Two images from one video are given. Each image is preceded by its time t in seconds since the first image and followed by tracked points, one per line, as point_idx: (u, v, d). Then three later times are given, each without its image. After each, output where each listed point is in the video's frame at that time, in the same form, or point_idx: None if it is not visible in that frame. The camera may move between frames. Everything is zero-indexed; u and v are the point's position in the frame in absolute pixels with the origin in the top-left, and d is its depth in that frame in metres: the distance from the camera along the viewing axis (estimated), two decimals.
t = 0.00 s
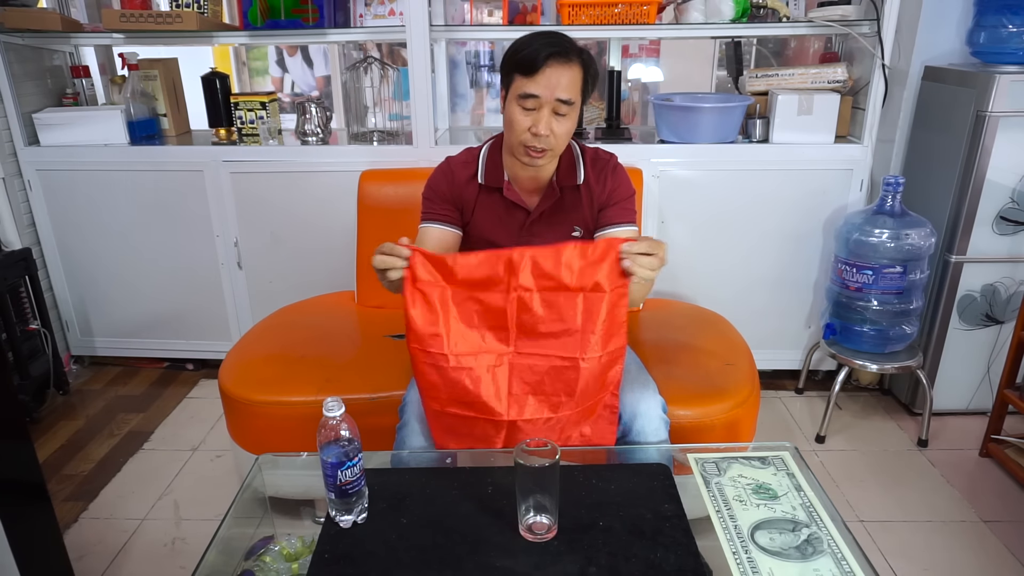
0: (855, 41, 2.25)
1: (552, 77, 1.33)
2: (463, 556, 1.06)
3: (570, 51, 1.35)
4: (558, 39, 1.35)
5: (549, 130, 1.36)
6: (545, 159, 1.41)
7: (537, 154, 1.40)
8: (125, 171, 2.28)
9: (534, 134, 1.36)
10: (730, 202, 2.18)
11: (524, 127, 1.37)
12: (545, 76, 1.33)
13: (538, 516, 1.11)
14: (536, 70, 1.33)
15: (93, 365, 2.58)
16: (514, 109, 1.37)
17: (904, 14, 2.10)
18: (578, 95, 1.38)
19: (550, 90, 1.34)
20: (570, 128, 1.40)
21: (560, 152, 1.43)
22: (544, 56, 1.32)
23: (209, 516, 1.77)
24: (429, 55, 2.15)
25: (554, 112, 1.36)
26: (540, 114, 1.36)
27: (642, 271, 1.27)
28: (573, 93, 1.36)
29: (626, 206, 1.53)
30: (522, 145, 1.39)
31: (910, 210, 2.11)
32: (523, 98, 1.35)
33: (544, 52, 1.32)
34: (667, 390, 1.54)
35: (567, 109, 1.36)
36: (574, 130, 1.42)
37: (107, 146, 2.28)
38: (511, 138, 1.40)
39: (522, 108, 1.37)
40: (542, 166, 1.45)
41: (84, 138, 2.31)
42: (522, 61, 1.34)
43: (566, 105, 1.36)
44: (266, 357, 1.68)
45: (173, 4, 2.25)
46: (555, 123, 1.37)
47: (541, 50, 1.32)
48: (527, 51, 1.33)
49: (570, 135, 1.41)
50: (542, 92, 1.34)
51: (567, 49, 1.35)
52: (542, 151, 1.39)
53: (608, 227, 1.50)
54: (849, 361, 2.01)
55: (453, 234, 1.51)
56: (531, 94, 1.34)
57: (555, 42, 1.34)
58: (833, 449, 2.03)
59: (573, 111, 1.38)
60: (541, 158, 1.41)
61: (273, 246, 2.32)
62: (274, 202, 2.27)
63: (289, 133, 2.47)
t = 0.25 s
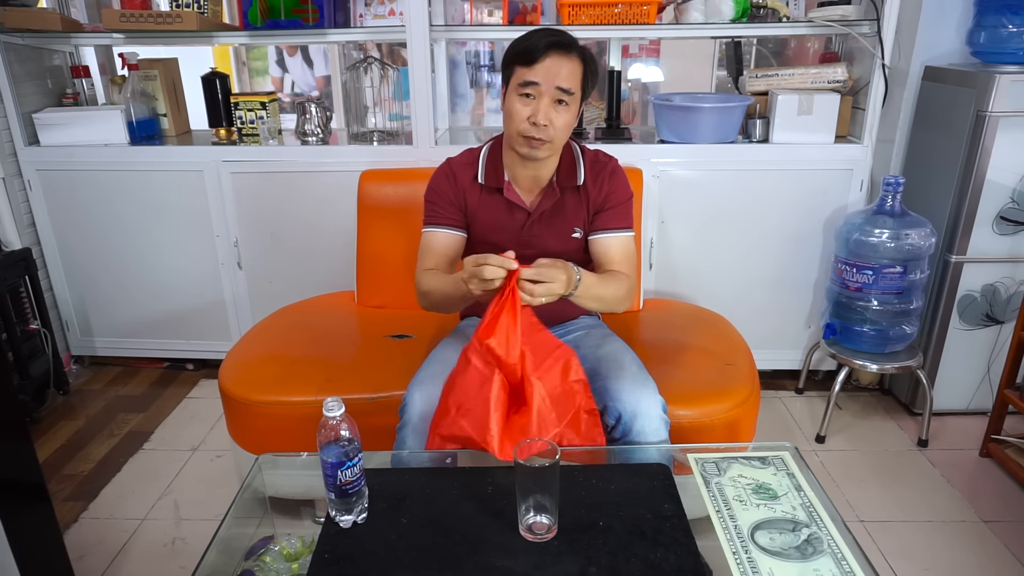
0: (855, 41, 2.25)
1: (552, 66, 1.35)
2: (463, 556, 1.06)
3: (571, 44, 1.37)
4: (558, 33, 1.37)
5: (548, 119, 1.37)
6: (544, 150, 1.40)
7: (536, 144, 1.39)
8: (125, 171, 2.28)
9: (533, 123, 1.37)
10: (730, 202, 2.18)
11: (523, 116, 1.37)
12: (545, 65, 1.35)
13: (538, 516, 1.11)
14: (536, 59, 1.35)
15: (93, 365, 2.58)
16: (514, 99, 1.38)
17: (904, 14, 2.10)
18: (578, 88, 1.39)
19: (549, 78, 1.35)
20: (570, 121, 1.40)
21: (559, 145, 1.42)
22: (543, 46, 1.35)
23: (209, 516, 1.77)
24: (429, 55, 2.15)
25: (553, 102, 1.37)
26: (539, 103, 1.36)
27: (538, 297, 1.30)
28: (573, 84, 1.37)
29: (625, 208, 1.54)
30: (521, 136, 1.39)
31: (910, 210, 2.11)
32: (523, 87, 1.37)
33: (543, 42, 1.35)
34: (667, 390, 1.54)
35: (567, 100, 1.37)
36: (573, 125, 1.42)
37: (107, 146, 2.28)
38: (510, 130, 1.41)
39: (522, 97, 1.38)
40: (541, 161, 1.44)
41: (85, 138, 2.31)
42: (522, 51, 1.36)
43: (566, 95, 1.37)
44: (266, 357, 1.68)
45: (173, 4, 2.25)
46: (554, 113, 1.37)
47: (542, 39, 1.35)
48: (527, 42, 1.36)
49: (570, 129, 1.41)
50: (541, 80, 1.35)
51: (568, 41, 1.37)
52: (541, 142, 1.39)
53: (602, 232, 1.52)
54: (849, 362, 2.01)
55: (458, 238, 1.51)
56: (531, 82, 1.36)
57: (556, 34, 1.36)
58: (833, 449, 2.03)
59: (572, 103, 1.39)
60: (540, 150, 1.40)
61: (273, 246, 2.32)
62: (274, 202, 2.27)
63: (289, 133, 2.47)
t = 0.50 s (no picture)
0: (855, 41, 2.25)
1: (554, 66, 1.35)
2: (463, 556, 1.05)
3: (573, 44, 1.37)
4: (560, 33, 1.37)
5: (548, 119, 1.36)
6: (544, 150, 1.40)
7: (536, 144, 1.39)
8: (125, 171, 2.28)
9: (533, 122, 1.36)
10: (730, 202, 2.18)
11: (524, 116, 1.37)
12: (547, 64, 1.35)
13: (538, 516, 1.11)
14: (537, 59, 1.35)
15: (93, 365, 2.58)
16: (514, 98, 1.38)
17: (904, 14, 2.10)
18: (579, 88, 1.39)
19: (551, 77, 1.35)
20: (570, 121, 1.40)
21: (559, 145, 1.42)
22: (545, 45, 1.35)
23: (209, 516, 1.77)
24: (429, 55, 2.15)
25: (554, 102, 1.37)
26: (540, 102, 1.36)
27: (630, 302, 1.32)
28: (574, 84, 1.37)
29: (626, 209, 1.54)
30: (521, 135, 1.39)
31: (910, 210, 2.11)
32: (524, 86, 1.37)
33: (545, 42, 1.35)
34: (667, 390, 1.54)
35: (568, 100, 1.37)
36: (574, 125, 1.42)
37: (107, 146, 2.28)
38: (510, 130, 1.40)
39: (523, 97, 1.37)
40: (541, 161, 1.44)
41: (85, 138, 2.30)
42: (524, 51, 1.36)
43: (567, 95, 1.37)
44: (266, 357, 1.68)
45: (173, 4, 2.25)
46: (555, 113, 1.37)
47: (544, 39, 1.35)
48: (529, 42, 1.36)
49: (570, 130, 1.41)
50: (543, 79, 1.35)
51: (570, 41, 1.37)
52: (541, 141, 1.39)
53: (607, 235, 1.53)
54: (849, 362, 2.01)
55: (453, 237, 1.52)
56: (533, 82, 1.36)
57: (558, 34, 1.36)
58: (833, 449, 2.03)
59: (573, 103, 1.39)
60: (540, 150, 1.40)
61: (272, 246, 2.32)
62: (274, 202, 2.27)
63: (289, 133, 2.47)
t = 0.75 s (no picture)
0: (855, 41, 2.25)
1: (558, 66, 1.35)
2: (462, 556, 1.05)
3: (578, 46, 1.37)
4: (564, 33, 1.37)
5: (551, 120, 1.36)
6: (547, 150, 1.40)
7: (538, 144, 1.39)
8: (125, 171, 2.28)
9: (537, 122, 1.36)
10: (730, 202, 2.18)
11: (527, 116, 1.37)
12: (550, 65, 1.35)
13: (538, 516, 1.11)
14: (541, 59, 1.35)
15: (93, 365, 2.58)
16: (518, 98, 1.38)
17: (904, 14, 2.10)
18: (582, 90, 1.40)
19: (555, 78, 1.35)
20: (573, 123, 1.40)
21: (562, 146, 1.42)
22: (549, 46, 1.35)
23: (209, 516, 1.77)
24: (429, 55, 2.15)
25: (557, 102, 1.37)
26: (543, 103, 1.36)
27: (628, 307, 1.29)
28: (577, 85, 1.37)
29: (626, 211, 1.54)
30: (524, 135, 1.39)
31: (910, 210, 2.11)
32: (528, 86, 1.37)
33: (549, 43, 1.35)
34: (667, 391, 1.54)
35: (571, 101, 1.37)
36: (576, 127, 1.42)
37: (107, 146, 2.28)
38: (512, 130, 1.40)
39: (526, 97, 1.37)
40: (543, 162, 1.44)
41: (85, 138, 2.30)
42: (528, 51, 1.36)
43: (570, 96, 1.37)
44: (266, 358, 1.68)
45: (173, 4, 2.25)
46: (558, 114, 1.37)
47: (549, 40, 1.35)
48: (533, 42, 1.36)
49: (572, 131, 1.41)
50: (547, 80, 1.35)
51: (574, 43, 1.37)
52: (543, 142, 1.38)
53: (609, 237, 1.53)
54: (850, 362, 2.01)
55: (451, 238, 1.51)
56: (536, 82, 1.36)
57: (563, 36, 1.36)
58: (833, 449, 2.03)
59: (576, 104, 1.39)
60: (541, 150, 1.40)
61: (272, 246, 2.32)
62: (274, 202, 2.27)
63: (289, 133, 2.47)
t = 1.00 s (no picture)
0: (855, 41, 2.25)
1: (560, 67, 1.35)
2: (463, 556, 1.05)
3: (580, 47, 1.38)
4: (567, 34, 1.37)
5: (553, 120, 1.36)
6: (548, 151, 1.40)
7: (539, 144, 1.39)
8: (125, 171, 2.28)
9: (538, 122, 1.36)
10: (730, 202, 2.18)
11: (528, 116, 1.37)
12: (552, 65, 1.35)
13: (538, 516, 1.11)
14: (543, 59, 1.35)
15: (93, 365, 2.58)
16: (519, 98, 1.38)
17: (904, 14, 2.10)
18: (584, 91, 1.40)
19: (557, 78, 1.35)
20: (574, 124, 1.40)
21: (563, 146, 1.42)
22: (551, 46, 1.35)
23: (209, 516, 1.77)
24: (429, 56, 2.15)
25: (559, 103, 1.37)
26: (544, 103, 1.36)
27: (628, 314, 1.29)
28: (579, 86, 1.37)
29: (627, 212, 1.54)
30: (525, 135, 1.39)
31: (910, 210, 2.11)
32: (529, 86, 1.37)
33: (552, 43, 1.35)
34: (667, 391, 1.54)
35: (572, 102, 1.37)
36: (577, 128, 1.42)
37: (107, 146, 2.28)
38: (513, 130, 1.40)
39: (528, 97, 1.38)
40: (544, 162, 1.44)
41: (85, 138, 2.30)
42: (530, 51, 1.36)
43: (572, 97, 1.37)
44: (266, 358, 1.68)
45: (173, 4, 2.25)
46: (559, 114, 1.37)
47: (551, 40, 1.35)
48: (536, 42, 1.36)
49: (573, 132, 1.41)
50: (549, 80, 1.35)
51: (576, 44, 1.38)
52: (544, 142, 1.38)
53: (610, 239, 1.53)
54: (849, 361, 2.01)
55: (451, 237, 1.51)
56: (538, 82, 1.36)
57: (565, 36, 1.37)
58: (833, 449, 2.03)
59: (577, 105, 1.39)
60: (543, 151, 1.40)
61: (272, 246, 2.32)
62: (273, 202, 2.27)
63: (289, 133, 2.47)
